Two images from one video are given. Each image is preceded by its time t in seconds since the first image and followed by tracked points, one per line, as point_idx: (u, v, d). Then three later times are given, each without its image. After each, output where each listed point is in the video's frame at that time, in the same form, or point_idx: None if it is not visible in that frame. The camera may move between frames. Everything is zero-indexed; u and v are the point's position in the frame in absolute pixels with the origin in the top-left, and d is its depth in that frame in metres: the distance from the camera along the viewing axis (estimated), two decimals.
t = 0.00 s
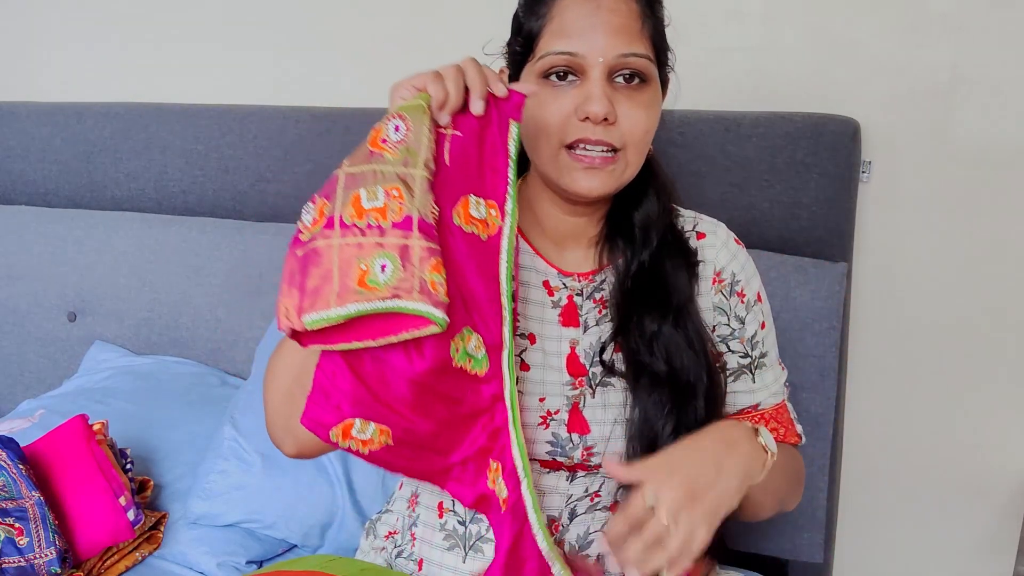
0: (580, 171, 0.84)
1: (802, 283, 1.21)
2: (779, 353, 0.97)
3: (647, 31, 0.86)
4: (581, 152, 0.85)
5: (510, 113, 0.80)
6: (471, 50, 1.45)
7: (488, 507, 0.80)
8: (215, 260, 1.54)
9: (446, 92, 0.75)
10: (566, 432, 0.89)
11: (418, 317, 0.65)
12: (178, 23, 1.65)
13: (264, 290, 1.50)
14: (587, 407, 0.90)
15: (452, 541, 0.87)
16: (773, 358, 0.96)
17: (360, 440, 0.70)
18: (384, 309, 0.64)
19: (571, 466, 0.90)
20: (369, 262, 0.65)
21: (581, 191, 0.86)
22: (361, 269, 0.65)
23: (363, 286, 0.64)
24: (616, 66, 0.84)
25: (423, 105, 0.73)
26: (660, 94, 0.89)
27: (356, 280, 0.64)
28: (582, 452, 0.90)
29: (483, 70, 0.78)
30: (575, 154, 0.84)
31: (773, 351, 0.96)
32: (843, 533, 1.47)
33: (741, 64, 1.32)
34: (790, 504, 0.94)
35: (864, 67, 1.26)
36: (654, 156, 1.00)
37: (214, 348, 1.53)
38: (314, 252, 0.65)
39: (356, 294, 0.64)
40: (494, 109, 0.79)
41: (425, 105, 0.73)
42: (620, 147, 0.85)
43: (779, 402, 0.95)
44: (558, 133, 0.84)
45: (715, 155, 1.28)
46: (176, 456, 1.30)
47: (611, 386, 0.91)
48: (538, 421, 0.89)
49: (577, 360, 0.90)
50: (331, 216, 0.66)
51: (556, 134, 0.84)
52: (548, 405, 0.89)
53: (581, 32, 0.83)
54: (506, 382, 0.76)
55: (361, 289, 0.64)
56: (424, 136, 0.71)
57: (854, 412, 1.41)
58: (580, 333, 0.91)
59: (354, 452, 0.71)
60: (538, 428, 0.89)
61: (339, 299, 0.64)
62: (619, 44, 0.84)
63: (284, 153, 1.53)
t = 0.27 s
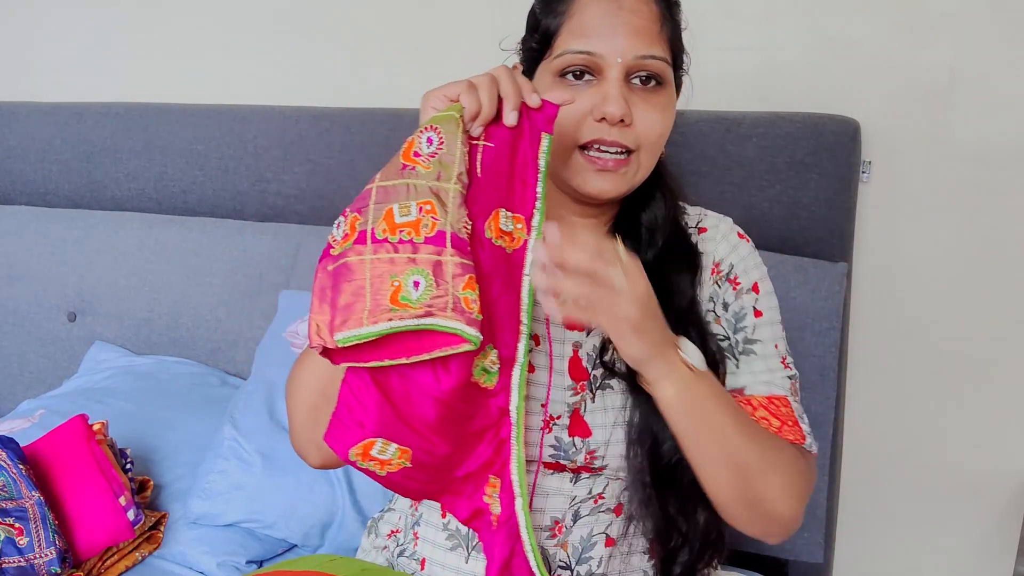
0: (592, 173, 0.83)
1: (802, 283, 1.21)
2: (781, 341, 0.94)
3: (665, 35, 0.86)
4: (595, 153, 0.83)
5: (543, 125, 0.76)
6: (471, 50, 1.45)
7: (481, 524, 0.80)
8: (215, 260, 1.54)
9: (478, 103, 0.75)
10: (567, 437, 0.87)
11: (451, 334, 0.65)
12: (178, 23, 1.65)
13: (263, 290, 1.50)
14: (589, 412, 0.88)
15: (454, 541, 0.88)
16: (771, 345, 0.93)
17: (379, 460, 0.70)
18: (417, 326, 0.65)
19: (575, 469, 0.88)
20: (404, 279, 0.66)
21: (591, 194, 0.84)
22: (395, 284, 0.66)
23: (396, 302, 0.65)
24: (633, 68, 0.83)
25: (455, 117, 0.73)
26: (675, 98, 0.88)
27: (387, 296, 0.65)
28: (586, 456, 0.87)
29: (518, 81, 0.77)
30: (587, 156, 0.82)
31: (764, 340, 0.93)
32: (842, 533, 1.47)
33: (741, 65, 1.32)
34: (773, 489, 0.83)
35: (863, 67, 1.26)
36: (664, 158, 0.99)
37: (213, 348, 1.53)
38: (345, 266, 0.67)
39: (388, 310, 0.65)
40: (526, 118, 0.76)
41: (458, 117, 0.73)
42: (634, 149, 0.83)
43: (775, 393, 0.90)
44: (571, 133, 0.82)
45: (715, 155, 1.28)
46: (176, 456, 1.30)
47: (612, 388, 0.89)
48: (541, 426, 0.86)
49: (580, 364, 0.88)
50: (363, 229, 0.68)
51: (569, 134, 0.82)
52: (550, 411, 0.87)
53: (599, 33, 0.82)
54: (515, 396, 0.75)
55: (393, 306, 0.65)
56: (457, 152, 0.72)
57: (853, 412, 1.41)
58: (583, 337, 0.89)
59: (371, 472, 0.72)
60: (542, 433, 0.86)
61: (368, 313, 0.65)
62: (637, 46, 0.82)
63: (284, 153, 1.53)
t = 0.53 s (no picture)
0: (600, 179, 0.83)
1: (802, 283, 1.21)
2: (776, 335, 0.89)
3: (677, 37, 0.83)
4: (603, 158, 0.83)
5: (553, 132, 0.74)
6: (471, 50, 1.45)
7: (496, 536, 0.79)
8: (215, 260, 1.54)
9: (485, 109, 0.73)
10: (563, 444, 0.88)
11: (457, 355, 0.67)
12: (178, 23, 1.65)
13: (263, 290, 1.50)
14: (584, 419, 0.88)
15: (453, 544, 0.87)
16: (763, 337, 0.88)
17: (385, 473, 0.71)
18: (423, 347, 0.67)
19: (571, 474, 0.89)
20: (415, 300, 0.68)
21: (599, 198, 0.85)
22: (402, 305, 0.68)
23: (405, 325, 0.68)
24: (645, 72, 0.80)
25: (459, 127, 0.71)
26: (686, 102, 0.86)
27: (394, 317, 0.68)
28: (581, 463, 0.88)
29: (529, 78, 0.74)
30: (596, 161, 0.83)
31: (754, 332, 0.88)
32: (842, 533, 1.47)
33: (741, 65, 1.32)
34: (747, 473, 0.78)
35: (864, 67, 1.26)
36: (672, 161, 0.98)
37: (214, 348, 1.53)
38: (353, 286, 0.70)
39: (399, 330, 0.68)
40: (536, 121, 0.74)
41: (464, 124, 0.71)
42: (643, 155, 0.82)
43: (759, 383, 0.85)
44: (580, 137, 0.81)
45: (715, 155, 1.28)
46: (176, 456, 1.30)
47: (607, 395, 0.89)
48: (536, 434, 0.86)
49: (576, 370, 0.88)
50: (370, 248, 0.70)
51: (577, 139, 0.81)
52: (546, 418, 0.86)
53: (611, 35, 0.80)
54: (521, 405, 0.73)
55: (403, 328, 0.68)
56: (463, 160, 0.71)
57: (853, 412, 1.41)
58: (580, 342, 0.89)
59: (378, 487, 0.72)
60: (538, 440, 0.86)
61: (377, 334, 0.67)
62: (650, 49, 0.80)
63: (284, 153, 1.53)
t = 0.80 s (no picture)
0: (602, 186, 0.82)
1: (802, 283, 1.21)
2: (778, 349, 0.88)
3: (684, 44, 0.83)
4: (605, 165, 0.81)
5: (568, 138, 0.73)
6: (471, 50, 1.45)
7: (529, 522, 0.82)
8: (215, 260, 1.54)
9: (497, 126, 0.72)
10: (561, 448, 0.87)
11: (514, 367, 0.69)
12: (178, 23, 1.65)
13: (263, 290, 1.50)
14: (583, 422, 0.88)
15: (451, 545, 0.87)
16: (766, 352, 0.87)
17: (447, 482, 0.78)
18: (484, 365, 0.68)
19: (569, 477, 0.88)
20: (467, 322, 0.68)
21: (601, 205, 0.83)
22: (455, 329, 0.68)
23: (462, 347, 0.67)
24: (649, 78, 0.80)
25: (471, 140, 0.70)
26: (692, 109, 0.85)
27: (450, 341, 0.67)
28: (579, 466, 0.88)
29: (546, 99, 0.73)
30: (597, 167, 0.81)
31: (757, 345, 0.88)
32: (842, 533, 1.47)
33: (741, 64, 1.32)
34: (748, 487, 0.78)
35: (863, 67, 1.26)
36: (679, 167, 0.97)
37: (214, 348, 1.53)
38: (396, 317, 0.67)
39: (455, 355, 0.67)
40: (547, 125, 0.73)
41: (475, 142, 0.71)
42: (645, 162, 0.81)
43: (760, 398, 0.85)
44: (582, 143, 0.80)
45: (714, 155, 1.28)
46: (176, 456, 1.30)
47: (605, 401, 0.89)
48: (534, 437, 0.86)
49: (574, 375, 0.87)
50: (409, 276, 0.68)
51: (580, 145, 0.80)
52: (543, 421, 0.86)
53: (616, 40, 0.79)
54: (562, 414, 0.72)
55: (456, 351, 0.67)
56: (484, 179, 0.71)
57: (853, 412, 1.41)
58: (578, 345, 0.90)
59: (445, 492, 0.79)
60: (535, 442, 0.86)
61: (439, 361, 0.67)
62: (654, 55, 0.79)
63: (284, 153, 1.53)
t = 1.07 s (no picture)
0: (611, 187, 0.83)
1: (802, 283, 1.21)
2: (781, 365, 0.90)
3: (696, 47, 0.83)
4: (614, 166, 0.82)
5: (562, 94, 0.74)
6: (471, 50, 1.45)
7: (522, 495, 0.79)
8: (214, 260, 1.54)
9: (488, 87, 0.72)
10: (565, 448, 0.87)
11: (506, 326, 0.67)
12: (178, 24, 1.65)
13: (263, 291, 1.50)
14: (588, 424, 0.88)
15: (452, 545, 0.87)
16: (770, 369, 0.89)
17: (425, 438, 0.74)
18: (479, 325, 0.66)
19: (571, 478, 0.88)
20: (460, 280, 0.67)
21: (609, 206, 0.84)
22: (451, 289, 0.66)
23: (455, 305, 0.66)
24: (661, 81, 0.80)
25: (464, 101, 0.70)
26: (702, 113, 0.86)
27: (443, 300, 0.65)
28: (582, 468, 0.88)
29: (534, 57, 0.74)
30: (607, 168, 0.82)
31: (764, 361, 0.90)
32: (842, 533, 1.47)
33: (742, 65, 1.32)
34: (745, 511, 0.79)
35: (863, 67, 1.26)
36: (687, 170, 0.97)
37: (214, 348, 1.53)
38: (391, 278, 0.65)
39: (452, 314, 0.65)
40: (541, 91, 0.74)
41: (468, 103, 0.70)
42: (655, 165, 0.82)
43: (767, 417, 0.87)
44: (592, 145, 0.81)
45: (714, 155, 1.28)
46: (176, 456, 1.30)
47: (611, 404, 0.89)
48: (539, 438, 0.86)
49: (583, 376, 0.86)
50: (404, 237, 0.66)
51: (590, 146, 0.81)
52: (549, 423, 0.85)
53: (630, 42, 0.79)
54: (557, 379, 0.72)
55: (454, 311, 0.65)
56: (476, 139, 0.70)
57: (853, 412, 1.41)
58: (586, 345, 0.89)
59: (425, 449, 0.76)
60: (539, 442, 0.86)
61: (434, 319, 0.65)
62: (667, 58, 0.80)
63: (284, 153, 1.53)
